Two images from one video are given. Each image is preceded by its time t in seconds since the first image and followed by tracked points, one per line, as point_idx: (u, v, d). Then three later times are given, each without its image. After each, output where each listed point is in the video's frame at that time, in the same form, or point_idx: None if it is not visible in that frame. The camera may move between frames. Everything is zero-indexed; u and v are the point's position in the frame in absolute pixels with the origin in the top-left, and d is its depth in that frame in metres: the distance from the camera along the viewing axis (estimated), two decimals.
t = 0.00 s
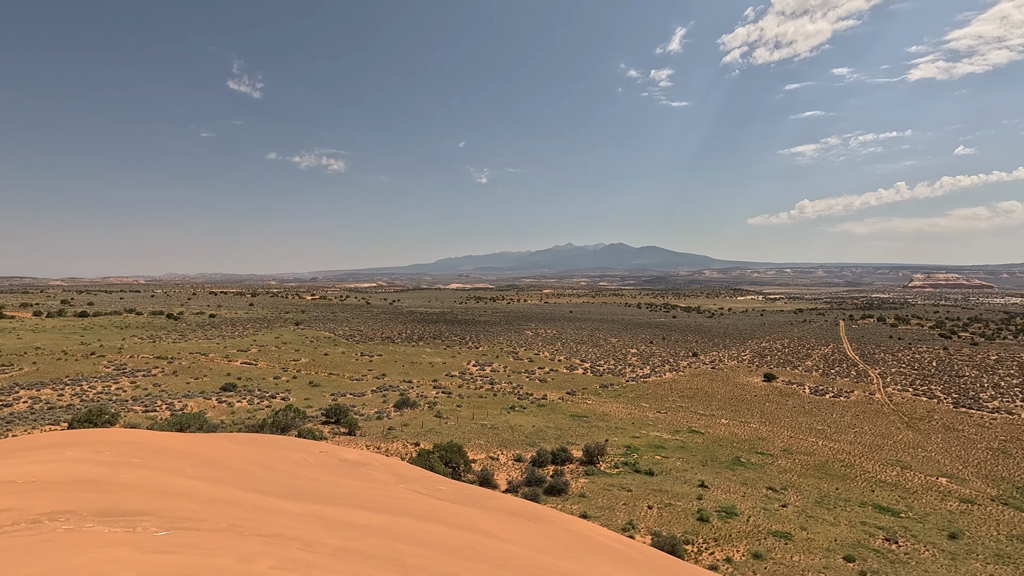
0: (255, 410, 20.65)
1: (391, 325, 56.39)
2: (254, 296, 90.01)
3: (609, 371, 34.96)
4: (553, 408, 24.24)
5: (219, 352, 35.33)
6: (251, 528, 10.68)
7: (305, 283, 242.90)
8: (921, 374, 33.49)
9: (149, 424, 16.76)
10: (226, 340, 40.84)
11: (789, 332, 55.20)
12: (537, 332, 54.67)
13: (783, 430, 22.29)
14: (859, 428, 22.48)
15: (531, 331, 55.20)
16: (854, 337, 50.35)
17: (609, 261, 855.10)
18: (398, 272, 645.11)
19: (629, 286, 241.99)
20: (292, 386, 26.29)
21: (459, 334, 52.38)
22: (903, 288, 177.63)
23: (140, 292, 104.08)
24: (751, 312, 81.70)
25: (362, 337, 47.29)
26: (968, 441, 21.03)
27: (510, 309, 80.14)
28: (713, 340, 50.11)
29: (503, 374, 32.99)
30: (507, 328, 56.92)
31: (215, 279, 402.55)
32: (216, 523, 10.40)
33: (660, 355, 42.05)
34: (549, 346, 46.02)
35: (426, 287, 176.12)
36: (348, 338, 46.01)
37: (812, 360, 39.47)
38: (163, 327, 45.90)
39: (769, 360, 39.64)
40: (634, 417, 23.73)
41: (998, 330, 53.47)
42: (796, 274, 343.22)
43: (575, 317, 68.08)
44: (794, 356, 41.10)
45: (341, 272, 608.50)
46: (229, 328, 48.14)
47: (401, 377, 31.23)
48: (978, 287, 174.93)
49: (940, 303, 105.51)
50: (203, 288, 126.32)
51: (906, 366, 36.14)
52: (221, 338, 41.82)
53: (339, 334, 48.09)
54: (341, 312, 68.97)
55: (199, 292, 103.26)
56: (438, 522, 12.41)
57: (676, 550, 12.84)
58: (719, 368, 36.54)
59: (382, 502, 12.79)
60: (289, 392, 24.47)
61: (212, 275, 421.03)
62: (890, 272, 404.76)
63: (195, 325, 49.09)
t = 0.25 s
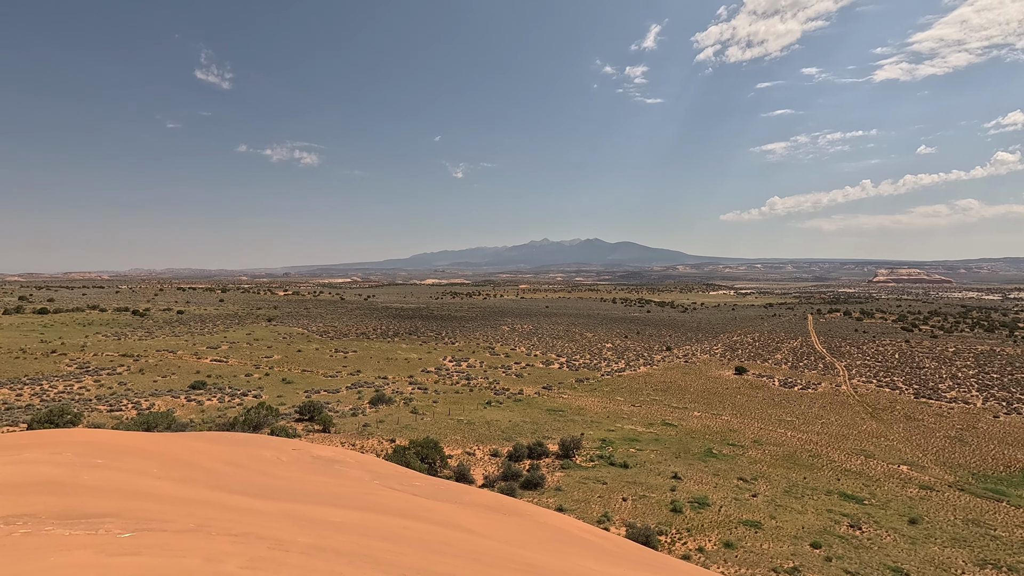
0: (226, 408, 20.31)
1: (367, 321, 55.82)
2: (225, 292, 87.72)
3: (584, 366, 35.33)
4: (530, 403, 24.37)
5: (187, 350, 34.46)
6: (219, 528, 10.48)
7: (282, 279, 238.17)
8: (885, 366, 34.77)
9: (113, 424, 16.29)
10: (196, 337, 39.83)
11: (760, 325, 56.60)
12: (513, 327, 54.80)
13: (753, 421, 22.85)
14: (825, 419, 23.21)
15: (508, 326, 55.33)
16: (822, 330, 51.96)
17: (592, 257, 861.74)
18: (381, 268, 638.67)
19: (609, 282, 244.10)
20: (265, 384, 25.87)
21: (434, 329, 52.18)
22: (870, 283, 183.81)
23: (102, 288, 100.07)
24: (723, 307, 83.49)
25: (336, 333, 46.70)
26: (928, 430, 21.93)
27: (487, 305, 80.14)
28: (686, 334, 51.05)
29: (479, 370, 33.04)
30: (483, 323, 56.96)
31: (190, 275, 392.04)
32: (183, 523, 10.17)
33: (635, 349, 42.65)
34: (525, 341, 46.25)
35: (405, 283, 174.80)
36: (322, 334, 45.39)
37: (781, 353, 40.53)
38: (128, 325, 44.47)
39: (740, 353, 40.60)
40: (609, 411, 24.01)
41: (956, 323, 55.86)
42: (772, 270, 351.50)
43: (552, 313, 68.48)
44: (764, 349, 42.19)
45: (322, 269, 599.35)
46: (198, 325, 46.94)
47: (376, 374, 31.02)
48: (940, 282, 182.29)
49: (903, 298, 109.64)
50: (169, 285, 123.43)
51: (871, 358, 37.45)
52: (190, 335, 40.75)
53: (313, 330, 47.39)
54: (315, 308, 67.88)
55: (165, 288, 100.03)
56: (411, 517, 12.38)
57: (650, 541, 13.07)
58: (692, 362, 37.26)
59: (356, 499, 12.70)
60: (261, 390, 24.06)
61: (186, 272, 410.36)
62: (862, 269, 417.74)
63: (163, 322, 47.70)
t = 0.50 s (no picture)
0: (193, 406, 19.87)
1: (339, 316, 55.08)
2: (190, 287, 85.11)
3: (558, 360, 35.67)
4: (504, 397, 24.48)
5: (151, 348, 33.38)
6: (184, 528, 10.24)
7: (255, 274, 232.49)
8: (847, 357, 36.09)
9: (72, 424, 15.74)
10: (160, 334, 38.60)
11: (730, 319, 58.01)
12: (487, 322, 54.80)
13: (722, 412, 23.42)
14: (791, 409, 23.96)
15: (481, 321, 55.37)
16: (789, 323, 53.62)
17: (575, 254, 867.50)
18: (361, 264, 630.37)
19: (587, 277, 246.28)
20: (234, 381, 25.34)
21: (408, 324, 51.87)
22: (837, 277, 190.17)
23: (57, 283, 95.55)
24: (694, 301, 85.28)
25: (307, 329, 45.95)
26: (886, 418, 22.87)
27: (461, 300, 79.97)
28: (658, 328, 51.93)
29: (453, 365, 33.03)
30: (456, 318, 56.83)
31: (160, 271, 379.86)
32: (145, 524, 9.89)
33: (608, 342, 43.22)
34: (499, 335, 46.40)
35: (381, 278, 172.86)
36: (292, 330, 44.61)
37: (749, 346, 41.58)
38: (88, 322, 42.77)
39: (710, 346, 41.54)
40: (583, 404, 24.29)
41: (914, 316, 58.39)
42: (747, 266, 360.06)
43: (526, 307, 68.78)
44: (733, 342, 43.27)
45: (301, 265, 588.33)
46: (163, 321, 45.45)
47: (349, 370, 30.73)
48: (903, 276, 189.82)
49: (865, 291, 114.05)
50: (131, 279, 118.94)
51: (834, 350, 38.81)
52: (154, 332, 39.46)
53: (283, 326, 46.51)
54: (287, 303, 66.56)
55: (126, 283, 96.24)
56: (384, 513, 12.33)
57: (622, 531, 13.30)
58: (664, 355, 37.96)
59: (326, 496, 12.56)
60: (229, 387, 23.56)
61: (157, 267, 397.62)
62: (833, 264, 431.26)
63: (125, 319, 46.02)
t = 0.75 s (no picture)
0: (163, 406, 19.50)
1: (314, 313, 54.34)
2: (158, 284, 82.80)
3: (536, 355, 35.89)
4: (482, 393, 24.54)
5: (118, 346, 32.46)
6: (153, 529, 10.03)
7: (230, 270, 227.47)
8: (817, 351, 37.13)
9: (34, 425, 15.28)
10: (128, 332, 37.52)
11: (705, 314, 59.06)
12: (465, 318, 54.77)
13: (697, 406, 23.86)
14: (763, 402, 24.56)
15: (459, 317, 55.34)
16: (761, 318, 54.88)
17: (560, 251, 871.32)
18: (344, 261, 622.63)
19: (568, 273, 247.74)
20: (206, 379, 24.89)
21: (385, 321, 51.51)
22: (810, 273, 195.36)
23: None
24: (670, 296, 86.60)
25: (281, 326, 45.24)
26: (855, 410, 23.62)
27: (438, 296, 79.69)
28: (635, 323, 52.60)
29: (431, 361, 32.97)
30: (433, 314, 56.67)
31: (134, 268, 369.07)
32: (111, 526, 9.65)
33: (585, 338, 43.63)
34: (477, 331, 46.46)
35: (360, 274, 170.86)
36: (266, 327, 43.88)
37: (723, 340, 42.42)
38: (51, 320, 41.27)
39: (685, 341, 42.27)
40: (561, 399, 24.49)
41: (880, 310, 60.40)
42: (727, 262, 366.73)
43: (504, 303, 68.95)
44: (707, 336, 44.12)
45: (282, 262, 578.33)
46: (131, 319, 44.15)
47: (325, 367, 30.46)
48: (873, 272, 195.90)
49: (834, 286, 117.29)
50: (94, 275, 114.92)
51: (806, 344, 39.88)
52: (121, 330, 38.33)
53: (256, 324, 45.72)
54: (261, 300, 65.36)
55: (90, 279, 92.94)
56: (360, 510, 12.27)
57: (599, 524, 13.45)
58: (640, 350, 38.50)
59: (301, 494, 12.45)
60: (201, 386, 23.13)
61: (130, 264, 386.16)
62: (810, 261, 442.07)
63: (90, 316, 44.52)
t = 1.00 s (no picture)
0: (129, 406, 19.04)
1: (286, 310, 53.39)
2: (122, 281, 79.98)
3: (512, 351, 36.03)
4: (458, 389, 24.55)
5: (81, 345, 31.37)
6: (117, 533, 9.74)
7: (203, 267, 221.50)
8: (786, 345, 38.17)
9: None
10: (90, 331, 36.25)
11: (678, 309, 60.14)
12: (441, 314, 54.64)
13: (671, 400, 24.29)
14: (735, 395, 25.14)
15: (435, 313, 55.16)
16: (732, 313, 56.11)
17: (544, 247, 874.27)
18: (325, 258, 613.38)
19: (548, 269, 248.89)
20: (174, 378, 24.33)
21: (360, 318, 50.98)
22: (783, 269, 200.65)
23: None
24: (643, 292, 87.80)
25: (252, 323, 44.37)
26: (822, 401, 24.37)
27: (413, 292, 79.17)
28: (610, 319, 53.19)
29: (407, 358, 32.82)
30: (408, 311, 56.38)
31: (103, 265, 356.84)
32: (73, 530, 9.34)
33: (561, 333, 43.96)
34: (453, 327, 46.42)
35: (337, 270, 168.29)
36: (237, 325, 42.99)
37: (696, 335, 43.24)
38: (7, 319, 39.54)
39: (659, 336, 42.96)
40: (537, 394, 24.65)
41: (846, 304, 62.46)
42: (705, 259, 373.40)
43: (481, 299, 69.00)
44: (680, 331, 44.94)
45: (260, 259, 566.65)
46: (93, 317, 42.58)
47: (298, 365, 30.11)
48: (842, 268, 202.22)
49: (803, 281, 120.44)
50: (53, 271, 110.13)
51: (775, 338, 40.95)
52: (83, 329, 36.98)
53: (226, 321, 44.72)
54: (231, 297, 63.89)
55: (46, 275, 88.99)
56: (333, 508, 12.17)
57: (575, 518, 13.60)
58: (615, 345, 38.99)
59: (273, 493, 12.27)
60: (169, 385, 22.61)
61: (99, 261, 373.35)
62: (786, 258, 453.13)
63: (49, 315, 42.78)
